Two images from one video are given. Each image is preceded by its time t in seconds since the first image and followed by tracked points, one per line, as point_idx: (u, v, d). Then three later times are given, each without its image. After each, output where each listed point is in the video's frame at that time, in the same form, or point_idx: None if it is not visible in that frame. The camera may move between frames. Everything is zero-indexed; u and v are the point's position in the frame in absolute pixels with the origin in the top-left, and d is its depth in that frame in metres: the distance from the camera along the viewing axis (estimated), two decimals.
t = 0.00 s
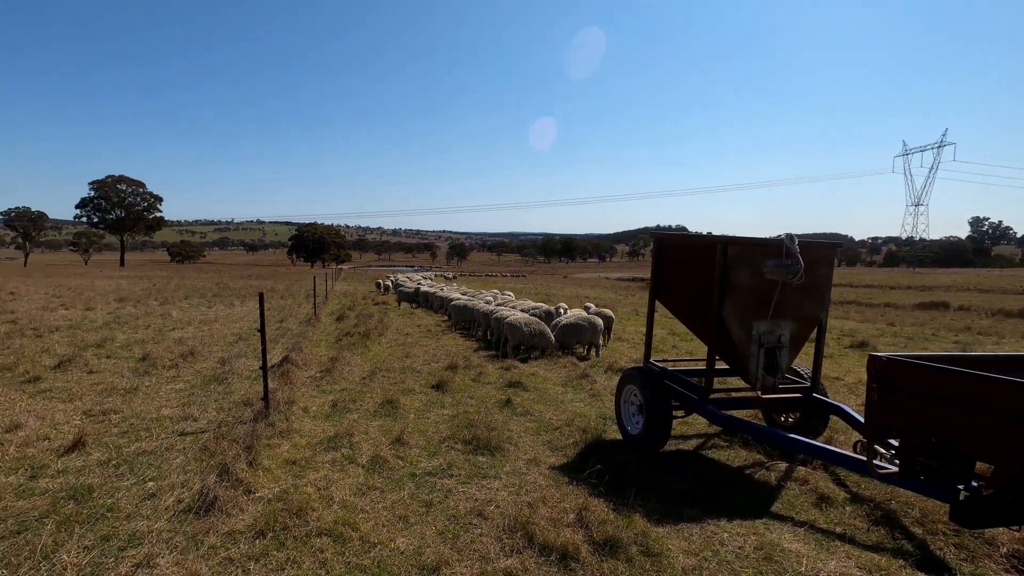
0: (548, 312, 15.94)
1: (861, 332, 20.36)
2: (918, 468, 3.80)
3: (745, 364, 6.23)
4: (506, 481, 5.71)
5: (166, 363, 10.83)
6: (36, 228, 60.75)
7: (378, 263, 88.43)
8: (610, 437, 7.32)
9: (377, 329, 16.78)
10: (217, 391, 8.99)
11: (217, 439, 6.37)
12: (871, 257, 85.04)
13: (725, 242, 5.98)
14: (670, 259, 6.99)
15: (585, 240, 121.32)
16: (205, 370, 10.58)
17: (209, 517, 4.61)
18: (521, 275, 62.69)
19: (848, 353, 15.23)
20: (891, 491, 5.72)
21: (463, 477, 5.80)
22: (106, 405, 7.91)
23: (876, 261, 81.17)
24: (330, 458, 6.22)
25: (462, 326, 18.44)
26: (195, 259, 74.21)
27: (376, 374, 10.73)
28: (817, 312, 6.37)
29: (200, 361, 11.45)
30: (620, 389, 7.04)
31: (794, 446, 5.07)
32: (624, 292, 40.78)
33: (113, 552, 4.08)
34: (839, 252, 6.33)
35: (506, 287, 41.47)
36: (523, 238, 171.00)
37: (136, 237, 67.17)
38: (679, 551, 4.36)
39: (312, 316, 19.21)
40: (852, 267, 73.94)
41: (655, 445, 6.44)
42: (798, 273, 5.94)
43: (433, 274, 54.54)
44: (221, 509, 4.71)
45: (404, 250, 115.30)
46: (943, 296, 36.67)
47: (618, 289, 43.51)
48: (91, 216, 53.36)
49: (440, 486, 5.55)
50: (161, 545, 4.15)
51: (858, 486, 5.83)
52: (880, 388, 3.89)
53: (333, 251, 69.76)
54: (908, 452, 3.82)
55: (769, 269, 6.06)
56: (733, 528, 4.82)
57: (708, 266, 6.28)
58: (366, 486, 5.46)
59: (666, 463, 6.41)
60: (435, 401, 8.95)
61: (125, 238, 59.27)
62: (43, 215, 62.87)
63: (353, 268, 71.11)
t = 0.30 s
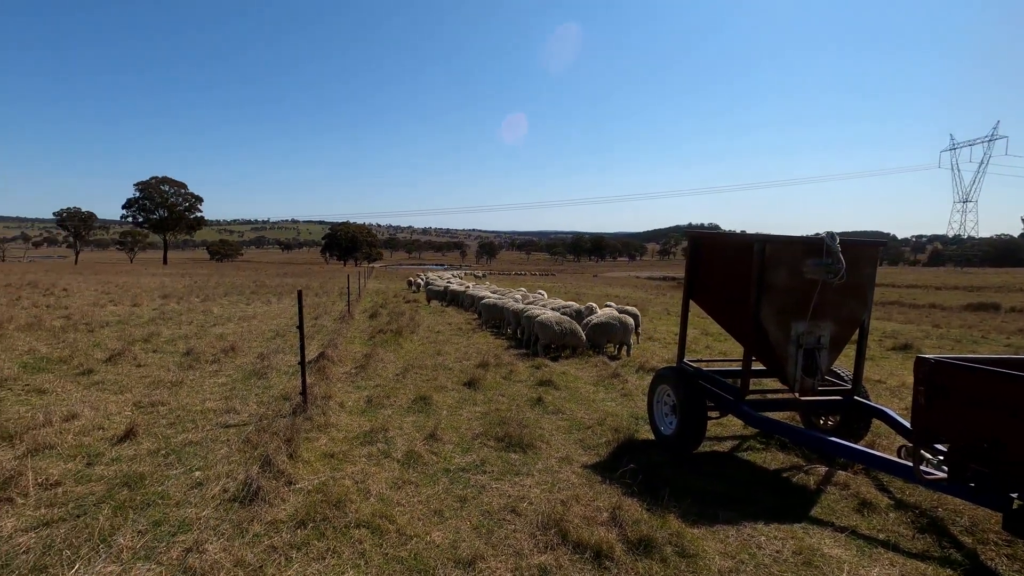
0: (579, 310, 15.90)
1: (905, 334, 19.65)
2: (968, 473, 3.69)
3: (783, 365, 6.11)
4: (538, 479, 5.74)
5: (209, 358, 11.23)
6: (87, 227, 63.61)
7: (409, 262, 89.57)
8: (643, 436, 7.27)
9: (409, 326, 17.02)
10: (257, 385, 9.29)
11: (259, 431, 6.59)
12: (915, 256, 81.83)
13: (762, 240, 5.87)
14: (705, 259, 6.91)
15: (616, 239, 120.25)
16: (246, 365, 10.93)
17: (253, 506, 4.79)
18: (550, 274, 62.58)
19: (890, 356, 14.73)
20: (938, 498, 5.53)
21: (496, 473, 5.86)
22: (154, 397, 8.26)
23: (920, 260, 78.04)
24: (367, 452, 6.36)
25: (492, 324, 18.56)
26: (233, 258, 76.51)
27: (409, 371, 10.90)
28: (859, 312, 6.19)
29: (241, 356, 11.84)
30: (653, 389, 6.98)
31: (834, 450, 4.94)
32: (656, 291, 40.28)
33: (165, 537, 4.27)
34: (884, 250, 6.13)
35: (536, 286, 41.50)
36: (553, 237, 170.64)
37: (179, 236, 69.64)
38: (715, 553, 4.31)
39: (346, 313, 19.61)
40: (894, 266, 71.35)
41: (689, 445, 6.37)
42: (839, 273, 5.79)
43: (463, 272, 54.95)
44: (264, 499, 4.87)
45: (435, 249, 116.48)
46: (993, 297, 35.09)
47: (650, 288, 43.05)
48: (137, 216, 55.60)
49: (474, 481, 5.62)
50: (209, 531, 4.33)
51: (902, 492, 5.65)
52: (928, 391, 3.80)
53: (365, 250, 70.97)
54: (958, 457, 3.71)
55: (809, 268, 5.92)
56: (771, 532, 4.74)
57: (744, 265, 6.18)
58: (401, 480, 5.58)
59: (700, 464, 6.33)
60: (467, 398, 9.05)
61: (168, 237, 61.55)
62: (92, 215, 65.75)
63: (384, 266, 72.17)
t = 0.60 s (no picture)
0: (606, 310, 15.82)
1: (947, 336, 18.96)
2: (1014, 480, 3.59)
3: (818, 367, 5.98)
4: (567, 477, 5.75)
5: (245, 354, 11.56)
6: (128, 227, 66.02)
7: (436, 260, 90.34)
8: (672, 437, 7.21)
9: (437, 324, 17.20)
10: (291, 380, 9.53)
11: (294, 426, 6.77)
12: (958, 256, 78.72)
13: (797, 239, 5.76)
14: (737, 258, 6.81)
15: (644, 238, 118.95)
16: (280, 361, 11.22)
17: (290, 497, 4.93)
18: (577, 273, 62.33)
19: (931, 358, 14.25)
20: (982, 506, 5.34)
21: (525, 471, 5.90)
22: (194, 390, 8.56)
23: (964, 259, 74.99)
24: (397, 447, 6.47)
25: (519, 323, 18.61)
26: (266, 256, 78.32)
27: (438, 368, 11.04)
28: (899, 314, 6.01)
29: (275, 352, 12.15)
30: (683, 389, 6.92)
31: (872, 454, 4.82)
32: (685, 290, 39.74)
33: (207, 525, 4.43)
34: (925, 250, 5.94)
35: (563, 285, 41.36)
36: (579, 236, 169.82)
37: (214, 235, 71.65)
38: (747, 556, 4.27)
39: (376, 311, 19.92)
40: (936, 266, 68.77)
41: (719, 447, 6.30)
42: (877, 272, 5.63)
43: (489, 271, 55.16)
44: (300, 491, 5.02)
45: (462, 247, 117.14)
46: None
47: (678, 288, 42.51)
48: (175, 216, 57.46)
49: (503, 478, 5.67)
50: (248, 521, 4.48)
51: (944, 499, 5.47)
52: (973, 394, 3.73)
53: (393, 249, 71.87)
54: (1004, 462, 3.62)
55: (846, 267, 5.78)
56: (805, 536, 4.66)
57: (778, 264, 6.07)
58: (432, 475, 5.66)
59: (732, 466, 6.25)
60: (495, 396, 9.11)
61: (205, 236, 63.41)
62: (133, 214, 68.14)
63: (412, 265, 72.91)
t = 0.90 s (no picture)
0: (626, 308, 15.73)
1: (979, 337, 18.42)
2: None
3: (845, 367, 5.87)
4: (587, 475, 5.75)
5: (269, 351, 11.77)
6: (156, 226, 67.51)
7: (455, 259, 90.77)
8: (693, 437, 7.15)
9: (456, 322, 17.30)
10: (314, 376, 9.68)
11: (317, 421, 6.88)
12: (991, 255, 76.47)
13: (822, 236, 5.66)
14: (761, 256, 6.73)
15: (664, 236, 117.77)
16: (303, 357, 11.40)
17: (314, 490, 5.02)
18: (596, 271, 61.97)
19: (962, 360, 13.87)
20: (1017, 511, 5.18)
21: (545, 468, 5.90)
22: (220, 386, 8.75)
23: (997, 258, 72.70)
24: (418, 443, 6.53)
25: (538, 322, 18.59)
26: (288, 255, 79.43)
27: (457, 366, 11.10)
28: (929, 313, 5.86)
29: (298, 348, 12.35)
30: (705, 389, 6.85)
31: (901, 456, 4.72)
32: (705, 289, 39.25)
33: (235, 517, 4.54)
34: (957, 248, 5.79)
35: (582, 284, 41.15)
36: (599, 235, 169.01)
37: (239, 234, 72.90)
38: (770, 557, 4.22)
39: (397, 309, 20.09)
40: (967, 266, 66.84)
41: (742, 447, 6.22)
42: (907, 271, 5.51)
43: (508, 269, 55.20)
44: (324, 485, 5.10)
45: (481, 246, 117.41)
46: None
47: (699, 287, 42.02)
48: (201, 215, 58.64)
49: (523, 476, 5.68)
50: (274, 513, 4.57)
51: (976, 503, 5.33)
52: (1008, 395, 3.69)
53: (413, 248, 72.38)
54: None
55: (874, 265, 5.67)
56: (831, 538, 4.58)
57: (804, 262, 5.98)
58: (453, 471, 5.71)
59: (754, 466, 6.17)
60: (514, 394, 9.13)
61: (229, 234, 64.60)
62: (160, 213, 69.71)
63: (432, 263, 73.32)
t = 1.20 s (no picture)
0: (632, 308, 15.70)
1: (989, 336, 18.26)
2: None
3: (853, 366, 5.83)
4: (594, 474, 5.74)
5: (276, 349, 11.83)
6: (164, 224, 67.88)
7: (460, 258, 90.84)
8: (700, 436, 7.13)
9: (462, 321, 17.31)
10: (321, 375, 9.72)
11: (325, 419, 6.92)
12: (1000, 253, 75.77)
13: (830, 234, 5.62)
14: (768, 255, 6.71)
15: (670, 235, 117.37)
16: (309, 356, 11.45)
17: (321, 487, 5.05)
18: (602, 270, 61.87)
19: (972, 359, 13.75)
20: None
21: (552, 467, 5.91)
22: (228, 384, 8.80)
23: (1006, 257, 72.05)
24: (425, 441, 6.55)
25: (544, 321, 18.57)
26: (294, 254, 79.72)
27: (464, 365, 11.11)
28: (938, 312, 5.81)
29: (305, 347, 12.40)
30: (712, 388, 6.83)
31: (910, 455, 4.69)
32: (711, 288, 39.11)
33: (243, 514, 4.57)
34: (967, 246, 5.74)
35: (587, 283, 41.09)
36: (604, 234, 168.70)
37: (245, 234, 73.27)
38: (778, 556, 4.20)
39: (403, 308, 20.14)
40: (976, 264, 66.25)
41: (749, 447, 6.20)
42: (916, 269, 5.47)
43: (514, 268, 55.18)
44: (331, 482, 5.12)
45: (486, 245, 117.38)
46: None
47: (706, 286, 41.86)
48: (208, 215, 58.95)
49: (530, 474, 5.69)
50: (282, 510, 4.60)
51: (986, 504, 5.29)
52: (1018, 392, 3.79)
53: (418, 247, 72.49)
54: None
55: (882, 263, 5.63)
56: (839, 538, 4.56)
57: (811, 261, 5.94)
58: (459, 469, 5.72)
59: (761, 466, 6.14)
60: (520, 393, 9.13)
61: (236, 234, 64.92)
62: (168, 213, 70.08)
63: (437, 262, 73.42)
